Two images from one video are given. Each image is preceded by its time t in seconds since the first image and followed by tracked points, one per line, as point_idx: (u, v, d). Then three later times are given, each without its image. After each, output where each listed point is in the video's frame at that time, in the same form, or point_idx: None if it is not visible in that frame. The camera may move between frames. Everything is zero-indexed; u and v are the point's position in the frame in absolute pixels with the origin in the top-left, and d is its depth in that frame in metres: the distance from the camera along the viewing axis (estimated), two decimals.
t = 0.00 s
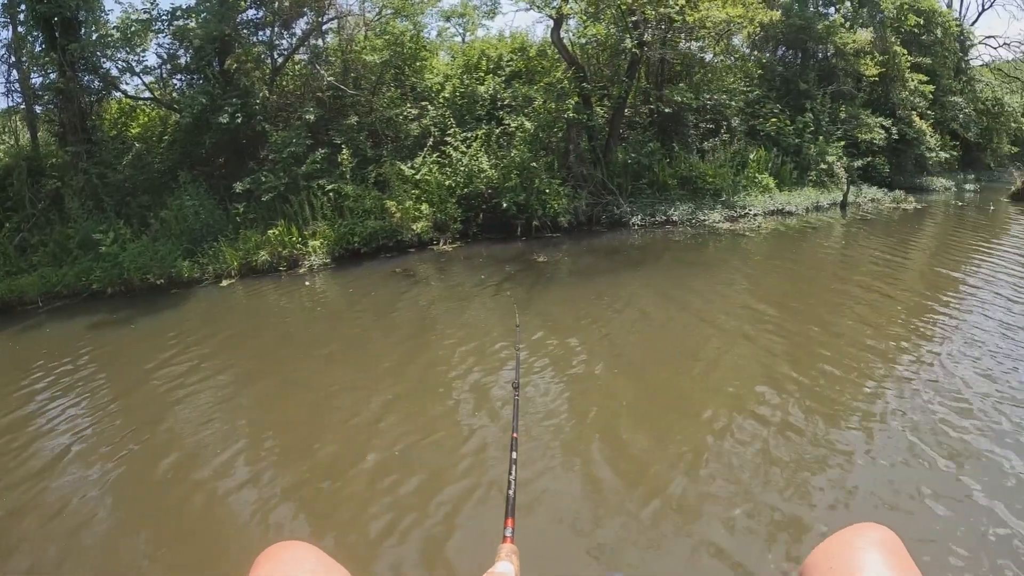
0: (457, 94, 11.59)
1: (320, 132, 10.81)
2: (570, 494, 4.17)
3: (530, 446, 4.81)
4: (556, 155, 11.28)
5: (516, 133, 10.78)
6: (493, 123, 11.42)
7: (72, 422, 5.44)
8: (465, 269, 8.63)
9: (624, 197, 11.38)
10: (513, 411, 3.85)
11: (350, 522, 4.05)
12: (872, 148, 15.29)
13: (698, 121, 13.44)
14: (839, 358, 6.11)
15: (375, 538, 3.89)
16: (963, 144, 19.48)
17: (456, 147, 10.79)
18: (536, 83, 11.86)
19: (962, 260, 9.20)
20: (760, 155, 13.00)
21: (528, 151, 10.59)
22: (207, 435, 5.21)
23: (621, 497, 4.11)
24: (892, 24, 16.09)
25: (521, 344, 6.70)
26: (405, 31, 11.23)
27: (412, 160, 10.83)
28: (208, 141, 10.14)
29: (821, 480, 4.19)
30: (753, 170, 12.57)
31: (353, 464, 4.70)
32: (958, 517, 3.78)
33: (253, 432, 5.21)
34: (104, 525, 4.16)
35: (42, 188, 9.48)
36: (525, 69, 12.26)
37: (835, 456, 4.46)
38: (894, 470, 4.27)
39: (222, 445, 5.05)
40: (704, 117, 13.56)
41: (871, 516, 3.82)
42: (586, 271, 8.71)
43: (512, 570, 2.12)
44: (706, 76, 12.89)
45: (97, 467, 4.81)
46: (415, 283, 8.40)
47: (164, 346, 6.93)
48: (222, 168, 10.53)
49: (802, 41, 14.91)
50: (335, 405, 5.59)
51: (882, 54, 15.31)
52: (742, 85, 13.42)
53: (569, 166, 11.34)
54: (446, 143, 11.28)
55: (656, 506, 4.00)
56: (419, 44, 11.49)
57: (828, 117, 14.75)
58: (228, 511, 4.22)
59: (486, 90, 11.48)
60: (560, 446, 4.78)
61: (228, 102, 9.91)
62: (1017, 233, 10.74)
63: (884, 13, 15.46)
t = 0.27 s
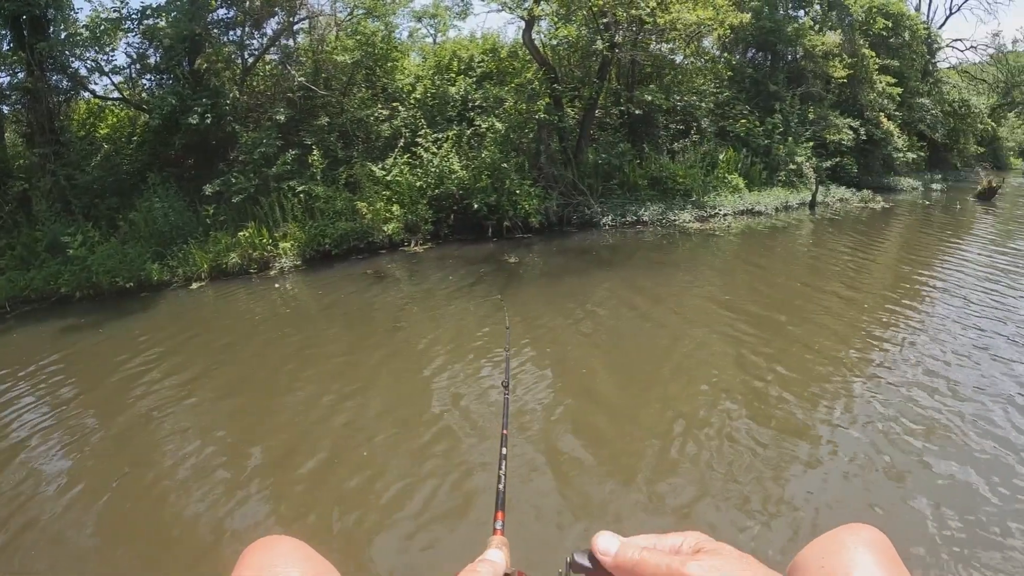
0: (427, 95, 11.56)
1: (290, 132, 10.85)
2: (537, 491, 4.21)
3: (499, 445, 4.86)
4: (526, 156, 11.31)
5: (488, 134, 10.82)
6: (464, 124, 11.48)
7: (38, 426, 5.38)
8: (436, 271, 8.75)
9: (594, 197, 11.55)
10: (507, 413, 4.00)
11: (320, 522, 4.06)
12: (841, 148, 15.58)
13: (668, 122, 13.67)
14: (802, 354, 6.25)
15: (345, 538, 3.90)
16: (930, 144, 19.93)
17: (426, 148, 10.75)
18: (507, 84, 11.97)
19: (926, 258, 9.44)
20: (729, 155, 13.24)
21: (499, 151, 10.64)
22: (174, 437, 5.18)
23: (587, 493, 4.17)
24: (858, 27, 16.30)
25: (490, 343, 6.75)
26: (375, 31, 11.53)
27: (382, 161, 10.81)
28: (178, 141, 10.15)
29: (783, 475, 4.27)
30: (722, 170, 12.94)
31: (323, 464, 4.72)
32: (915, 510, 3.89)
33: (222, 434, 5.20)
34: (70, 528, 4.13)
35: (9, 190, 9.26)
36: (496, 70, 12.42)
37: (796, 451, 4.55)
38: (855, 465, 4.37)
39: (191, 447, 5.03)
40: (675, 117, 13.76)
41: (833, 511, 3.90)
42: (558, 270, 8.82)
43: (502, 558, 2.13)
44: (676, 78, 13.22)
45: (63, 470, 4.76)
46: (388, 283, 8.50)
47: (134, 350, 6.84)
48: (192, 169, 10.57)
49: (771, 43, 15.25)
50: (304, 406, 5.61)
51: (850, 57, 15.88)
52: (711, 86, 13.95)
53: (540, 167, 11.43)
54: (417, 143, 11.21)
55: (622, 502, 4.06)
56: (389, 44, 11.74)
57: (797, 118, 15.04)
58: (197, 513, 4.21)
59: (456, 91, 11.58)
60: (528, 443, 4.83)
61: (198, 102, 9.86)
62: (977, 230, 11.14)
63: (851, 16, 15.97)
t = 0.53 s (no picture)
0: (418, 96, 11.69)
1: (281, 133, 10.87)
2: (529, 491, 4.23)
3: (492, 445, 4.87)
4: (516, 156, 11.32)
5: (478, 134, 10.87)
6: (454, 124, 11.48)
7: (29, 428, 5.37)
8: (427, 272, 8.78)
9: (585, 197, 11.59)
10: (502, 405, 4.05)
11: (312, 523, 4.07)
12: (830, 147, 15.72)
13: (658, 122, 13.73)
14: (791, 353, 6.29)
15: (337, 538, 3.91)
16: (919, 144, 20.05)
17: (417, 148, 10.84)
18: (499, 84, 11.93)
19: (914, 257, 9.53)
20: (719, 155, 13.34)
21: (489, 152, 10.70)
22: (166, 438, 5.18)
23: (579, 492, 4.18)
24: (848, 28, 16.33)
25: (479, 343, 6.79)
26: (366, 31, 11.46)
27: (373, 162, 10.86)
28: (168, 142, 10.15)
29: (772, 473, 4.31)
30: (712, 170, 13.04)
31: (315, 464, 4.73)
32: (904, 508, 3.91)
33: (213, 435, 5.20)
34: (60, 531, 4.11)
35: None
36: (486, 70, 12.45)
37: (785, 450, 4.58)
38: (843, 463, 4.40)
39: (182, 448, 5.02)
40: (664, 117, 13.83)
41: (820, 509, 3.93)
42: (549, 270, 8.85)
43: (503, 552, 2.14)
44: (666, 78, 13.28)
45: (54, 472, 4.76)
46: (379, 284, 8.52)
47: (125, 351, 6.83)
48: (183, 170, 10.57)
49: (761, 43, 15.35)
50: (296, 406, 5.62)
51: (839, 58, 15.93)
52: (700, 87, 14.11)
53: (530, 167, 11.46)
54: (407, 144, 11.24)
55: (612, 501, 4.08)
56: (380, 44, 11.76)
57: (786, 118, 15.13)
58: (189, 514, 4.21)
59: (447, 92, 11.61)
60: (518, 441, 4.87)
61: (188, 103, 9.89)
62: (963, 229, 11.28)
63: (841, 16, 16.01)
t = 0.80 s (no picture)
0: (412, 95, 11.69)
1: (275, 133, 10.86)
2: (523, 490, 4.24)
3: (486, 444, 4.89)
4: (511, 156, 11.35)
5: (473, 134, 10.87)
6: (449, 124, 11.49)
7: (22, 429, 5.35)
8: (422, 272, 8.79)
9: (579, 197, 11.62)
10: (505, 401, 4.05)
11: (307, 523, 4.07)
12: (823, 146, 15.78)
13: (652, 121, 13.77)
14: (783, 351, 6.33)
15: (332, 538, 3.92)
16: (912, 143, 20.14)
17: (411, 148, 10.88)
18: (493, 84, 11.95)
19: (905, 255, 9.58)
20: (712, 155, 13.40)
21: (484, 151, 10.73)
22: (160, 439, 5.18)
23: (573, 491, 4.20)
24: (841, 27, 16.39)
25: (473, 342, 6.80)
26: (360, 31, 11.57)
27: (367, 161, 10.88)
28: (162, 142, 10.14)
29: (764, 471, 4.34)
30: (706, 169, 13.11)
31: (310, 464, 4.73)
32: (895, 506, 3.94)
33: (208, 435, 5.21)
34: (54, 533, 4.10)
35: None
36: (480, 70, 12.45)
37: (777, 449, 4.61)
38: (836, 462, 4.42)
39: (177, 449, 5.02)
40: (658, 116, 13.89)
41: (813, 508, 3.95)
42: (544, 269, 8.88)
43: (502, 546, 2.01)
44: (660, 78, 13.34)
45: (48, 474, 4.75)
46: (373, 283, 8.53)
47: (119, 352, 6.82)
48: (177, 170, 10.56)
49: (754, 43, 15.41)
50: (291, 406, 5.63)
51: (832, 57, 15.97)
52: (694, 87, 14.15)
53: (524, 166, 11.51)
54: (401, 143, 11.34)
55: (605, 500, 4.09)
56: (374, 44, 11.78)
57: (779, 117, 15.19)
58: (184, 515, 4.21)
59: (441, 91, 11.60)
60: (512, 441, 4.88)
61: (182, 103, 9.89)
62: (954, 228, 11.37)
63: (834, 16, 16.04)
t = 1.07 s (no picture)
0: (410, 95, 11.64)
1: (273, 132, 10.85)
2: (522, 488, 4.24)
3: (486, 443, 4.89)
4: (510, 155, 11.40)
5: (471, 133, 10.88)
6: (447, 123, 11.48)
7: (19, 429, 5.34)
8: (421, 271, 8.80)
9: (577, 196, 11.64)
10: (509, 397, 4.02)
11: (306, 523, 4.07)
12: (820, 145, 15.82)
13: (650, 120, 13.79)
14: (782, 350, 6.34)
15: (332, 538, 3.92)
16: (909, 143, 20.20)
17: (409, 147, 10.87)
18: (491, 84, 11.97)
19: (903, 254, 9.60)
20: (710, 154, 13.44)
21: (482, 150, 10.73)
22: (159, 438, 5.17)
23: (573, 491, 4.20)
24: (839, 27, 16.41)
25: (472, 341, 6.80)
26: (358, 30, 11.51)
27: (365, 160, 10.89)
28: (160, 142, 10.14)
29: (763, 470, 4.34)
30: (704, 169, 13.15)
31: (309, 464, 4.73)
32: (896, 506, 3.94)
33: (207, 435, 5.20)
34: (53, 533, 4.10)
35: None
36: (478, 69, 12.44)
37: (776, 447, 4.62)
38: (836, 461, 4.43)
39: (175, 448, 5.02)
40: (656, 115, 13.89)
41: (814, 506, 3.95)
42: (542, 268, 8.89)
43: (495, 546, 2.11)
44: (658, 77, 13.35)
45: (47, 474, 4.74)
46: (372, 283, 8.54)
47: (117, 351, 6.81)
48: (174, 169, 10.56)
49: (752, 43, 15.43)
50: (290, 405, 5.63)
51: (829, 57, 16.01)
52: (692, 86, 14.18)
53: (523, 166, 11.53)
54: (399, 142, 11.36)
55: (606, 499, 4.10)
56: (373, 43, 11.79)
57: (777, 117, 15.22)
58: (184, 515, 4.21)
59: (439, 90, 11.60)
60: (511, 439, 4.90)
61: (180, 102, 9.89)
62: (951, 227, 11.39)
63: (832, 15, 16.08)
